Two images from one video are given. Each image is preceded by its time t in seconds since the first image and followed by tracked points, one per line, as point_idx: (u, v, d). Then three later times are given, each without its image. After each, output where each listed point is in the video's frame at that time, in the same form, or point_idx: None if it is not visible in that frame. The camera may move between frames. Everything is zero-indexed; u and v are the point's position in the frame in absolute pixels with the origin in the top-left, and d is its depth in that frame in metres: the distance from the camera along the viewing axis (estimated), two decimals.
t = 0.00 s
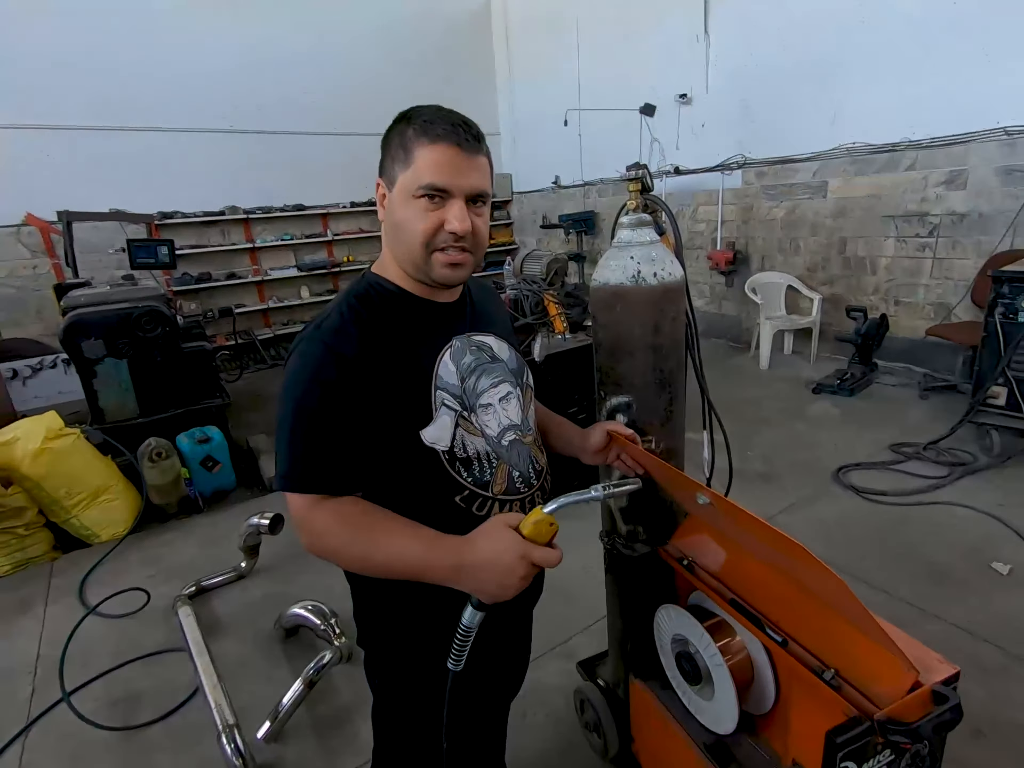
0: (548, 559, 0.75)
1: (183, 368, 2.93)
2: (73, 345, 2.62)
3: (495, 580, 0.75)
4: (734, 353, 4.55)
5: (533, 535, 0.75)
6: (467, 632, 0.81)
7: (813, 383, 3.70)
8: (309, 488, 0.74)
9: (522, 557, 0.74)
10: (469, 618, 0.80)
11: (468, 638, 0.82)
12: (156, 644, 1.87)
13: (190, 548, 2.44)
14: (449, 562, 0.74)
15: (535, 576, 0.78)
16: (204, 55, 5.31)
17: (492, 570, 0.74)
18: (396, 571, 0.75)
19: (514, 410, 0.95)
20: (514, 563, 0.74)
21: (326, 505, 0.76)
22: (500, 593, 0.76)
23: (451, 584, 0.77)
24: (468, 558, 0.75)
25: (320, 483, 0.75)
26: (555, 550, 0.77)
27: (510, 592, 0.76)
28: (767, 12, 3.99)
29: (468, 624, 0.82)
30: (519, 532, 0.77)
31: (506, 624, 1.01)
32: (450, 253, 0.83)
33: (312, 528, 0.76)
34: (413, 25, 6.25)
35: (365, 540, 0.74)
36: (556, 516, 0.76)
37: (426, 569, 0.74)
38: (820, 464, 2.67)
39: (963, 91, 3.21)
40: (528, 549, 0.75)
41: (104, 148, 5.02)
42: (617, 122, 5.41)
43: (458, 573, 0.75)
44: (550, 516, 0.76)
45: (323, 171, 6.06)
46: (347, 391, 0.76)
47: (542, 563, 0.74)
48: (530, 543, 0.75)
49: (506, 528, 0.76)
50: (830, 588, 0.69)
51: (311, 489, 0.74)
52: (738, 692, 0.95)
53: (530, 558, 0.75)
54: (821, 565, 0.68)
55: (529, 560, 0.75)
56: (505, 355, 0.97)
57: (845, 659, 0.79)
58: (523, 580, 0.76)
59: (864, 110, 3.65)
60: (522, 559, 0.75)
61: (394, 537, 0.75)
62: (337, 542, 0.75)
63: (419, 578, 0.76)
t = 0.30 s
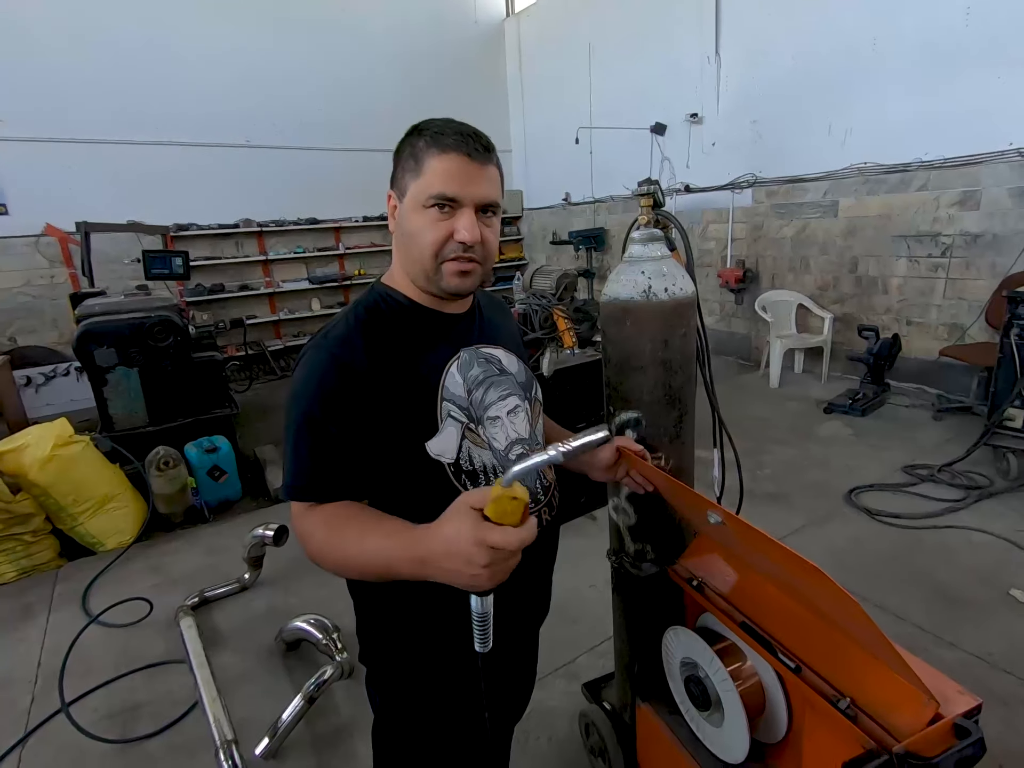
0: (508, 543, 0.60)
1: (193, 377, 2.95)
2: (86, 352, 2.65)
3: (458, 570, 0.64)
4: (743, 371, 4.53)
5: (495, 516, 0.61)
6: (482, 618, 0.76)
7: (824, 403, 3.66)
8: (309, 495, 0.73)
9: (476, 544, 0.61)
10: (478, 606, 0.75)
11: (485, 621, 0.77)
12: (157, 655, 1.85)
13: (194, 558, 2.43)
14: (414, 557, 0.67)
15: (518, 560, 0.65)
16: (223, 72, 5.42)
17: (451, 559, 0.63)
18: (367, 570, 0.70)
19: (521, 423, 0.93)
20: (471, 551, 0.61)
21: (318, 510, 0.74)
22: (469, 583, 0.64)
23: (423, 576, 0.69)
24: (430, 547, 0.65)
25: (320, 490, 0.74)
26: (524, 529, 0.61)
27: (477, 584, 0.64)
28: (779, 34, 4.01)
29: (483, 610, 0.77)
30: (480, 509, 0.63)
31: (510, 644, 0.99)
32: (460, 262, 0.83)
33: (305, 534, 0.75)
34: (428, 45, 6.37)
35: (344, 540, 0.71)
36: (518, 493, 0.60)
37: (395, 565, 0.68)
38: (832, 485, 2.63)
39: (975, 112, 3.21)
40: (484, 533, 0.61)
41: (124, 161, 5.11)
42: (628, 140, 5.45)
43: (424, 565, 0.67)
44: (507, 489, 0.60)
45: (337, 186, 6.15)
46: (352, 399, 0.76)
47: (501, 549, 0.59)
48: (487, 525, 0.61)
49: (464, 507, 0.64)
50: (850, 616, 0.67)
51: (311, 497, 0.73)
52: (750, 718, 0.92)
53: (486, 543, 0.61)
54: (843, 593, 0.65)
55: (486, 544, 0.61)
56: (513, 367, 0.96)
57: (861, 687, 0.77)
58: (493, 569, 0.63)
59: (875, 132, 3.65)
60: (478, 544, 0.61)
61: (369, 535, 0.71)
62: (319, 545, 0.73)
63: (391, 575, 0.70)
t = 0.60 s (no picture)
0: (455, 530, 0.55)
1: (198, 382, 2.94)
2: (92, 355, 2.65)
3: (417, 559, 0.60)
4: (750, 383, 4.49)
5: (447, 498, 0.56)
6: (479, 602, 0.72)
7: (833, 415, 3.62)
8: (304, 500, 0.71)
9: (427, 531, 0.56)
10: (474, 590, 0.72)
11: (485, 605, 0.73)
12: (155, 662, 1.83)
13: (194, 564, 2.41)
14: (383, 546, 0.63)
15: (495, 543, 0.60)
16: (235, 80, 5.48)
17: (410, 546, 0.59)
18: (341, 565, 0.67)
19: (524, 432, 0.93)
20: (423, 537, 0.57)
21: (308, 513, 0.71)
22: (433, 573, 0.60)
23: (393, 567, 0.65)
24: (393, 534, 0.61)
25: (315, 494, 0.71)
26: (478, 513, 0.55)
27: (437, 574, 0.59)
28: (789, 46, 4.01)
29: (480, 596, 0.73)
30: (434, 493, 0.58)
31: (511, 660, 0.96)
32: (461, 265, 0.81)
33: (294, 537, 0.73)
34: (437, 55, 6.42)
35: (324, 537, 0.68)
36: (467, 471, 0.55)
37: (366, 560, 0.65)
38: (841, 499, 2.58)
39: (987, 125, 3.18)
40: (435, 517, 0.56)
41: (136, 167, 5.16)
42: (636, 151, 5.46)
43: (391, 556, 0.63)
44: (456, 470, 0.56)
45: (345, 194, 6.19)
46: (351, 403, 0.74)
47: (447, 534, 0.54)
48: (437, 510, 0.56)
49: (420, 490, 0.59)
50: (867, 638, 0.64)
51: (307, 502, 0.71)
52: (759, 742, 0.88)
53: (435, 530, 0.56)
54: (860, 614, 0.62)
55: (434, 531, 0.56)
56: (517, 374, 0.95)
57: (878, 713, 0.73)
58: (451, 558, 0.58)
59: (885, 144, 3.63)
60: (429, 531, 0.57)
61: (347, 531, 0.67)
62: (303, 542, 0.70)
63: (365, 571, 0.66)
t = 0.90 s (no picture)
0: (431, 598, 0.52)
1: (205, 386, 2.95)
2: (99, 357, 2.65)
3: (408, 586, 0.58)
4: (758, 390, 4.45)
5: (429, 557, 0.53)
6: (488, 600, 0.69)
7: (843, 423, 3.57)
8: (304, 508, 0.69)
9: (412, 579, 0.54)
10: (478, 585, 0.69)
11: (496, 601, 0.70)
12: (156, 669, 1.81)
13: (198, 569, 2.40)
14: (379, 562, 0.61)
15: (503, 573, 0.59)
16: (245, 87, 5.52)
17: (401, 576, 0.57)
18: (337, 576, 0.64)
19: (530, 441, 0.90)
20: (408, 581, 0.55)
21: (308, 522, 0.69)
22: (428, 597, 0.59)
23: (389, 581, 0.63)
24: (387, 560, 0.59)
25: (317, 501, 0.69)
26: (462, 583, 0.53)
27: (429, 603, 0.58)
28: (798, 51, 3.99)
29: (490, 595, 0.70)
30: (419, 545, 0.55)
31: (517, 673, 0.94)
32: (462, 267, 0.80)
33: (292, 547, 0.70)
34: (445, 63, 6.46)
35: (323, 546, 0.66)
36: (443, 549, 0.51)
37: (362, 571, 0.63)
38: (852, 509, 2.54)
39: (999, 131, 3.15)
40: (416, 574, 0.54)
41: (146, 173, 5.21)
42: (644, 157, 5.46)
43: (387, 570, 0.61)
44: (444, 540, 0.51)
45: (353, 200, 6.21)
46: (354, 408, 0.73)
47: (422, 598, 0.52)
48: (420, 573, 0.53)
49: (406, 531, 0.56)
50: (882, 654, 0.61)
51: (308, 508, 0.69)
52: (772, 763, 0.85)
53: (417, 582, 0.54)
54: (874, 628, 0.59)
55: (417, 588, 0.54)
56: (523, 382, 0.93)
57: (899, 738, 0.70)
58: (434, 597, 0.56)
59: (895, 149, 3.60)
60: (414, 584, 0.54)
61: (345, 541, 0.65)
62: (299, 551, 0.68)
63: (362, 582, 0.64)
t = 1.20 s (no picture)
0: (524, 563, 0.53)
1: (214, 388, 2.95)
2: (110, 359, 2.66)
3: (468, 585, 0.57)
4: (769, 395, 4.40)
5: (509, 530, 0.53)
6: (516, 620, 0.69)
7: (856, 429, 3.52)
8: (321, 520, 0.67)
9: (486, 563, 0.54)
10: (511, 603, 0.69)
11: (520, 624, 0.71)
12: (162, 672, 1.81)
13: (205, 571, 2.39)
14: (425, 572, 0.59)
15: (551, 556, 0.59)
16: (257, 91, 5.56)
17: (465, 575, 0.56)
18: (376, 592, 0.63)
19: (543, 447, 0.87)
20: (485, 568, 0.54)
21: (327, 534, 0.67)
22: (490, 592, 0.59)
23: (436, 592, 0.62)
24: (440, 565, 0.57)
25: (333, 511, 0.67)
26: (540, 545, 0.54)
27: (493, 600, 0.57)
28: (811, 54, 3.96)
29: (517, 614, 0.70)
30: (485, 520, 0.55)
31: (528, 686, 0.92)
32: (476, 275, 0.78)
33: (311, 560, 0.68)
34: (455, 67, 6.48)
35: (346, 561, 0.64)
36: (532, 507, 0.51)
37: (404, 586, 0.61)
38: (867, 517, 2.49)
39: (1017, 134, 3.09)
40: (494, 551, 0.53)
41: (159, 177, 5.25)
42: (654, 160, 5.43)
43: (433, 580, 0.60)
44: (520, 502, 0.52)
45: (363, 204, 6.23)
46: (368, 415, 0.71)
47: (515, 568, 0.52)
48: (496, 546, 0.53)
49: (466, 519, 0.55)
50: (914, 676, 0.57)
51: (323, 518, 0.67)
52: None
53: (497, 562, 0.53)
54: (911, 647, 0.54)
55: (497, 565, 0.54)
56: (535, 387, 0.92)
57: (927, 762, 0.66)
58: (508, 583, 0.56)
59: (910, 152, 3.56)
60: (489, 563, 0.54)
61: (379, 555, 0.63)
62: (326, 570, 0.66)
63: (401, 598, 0.62)
